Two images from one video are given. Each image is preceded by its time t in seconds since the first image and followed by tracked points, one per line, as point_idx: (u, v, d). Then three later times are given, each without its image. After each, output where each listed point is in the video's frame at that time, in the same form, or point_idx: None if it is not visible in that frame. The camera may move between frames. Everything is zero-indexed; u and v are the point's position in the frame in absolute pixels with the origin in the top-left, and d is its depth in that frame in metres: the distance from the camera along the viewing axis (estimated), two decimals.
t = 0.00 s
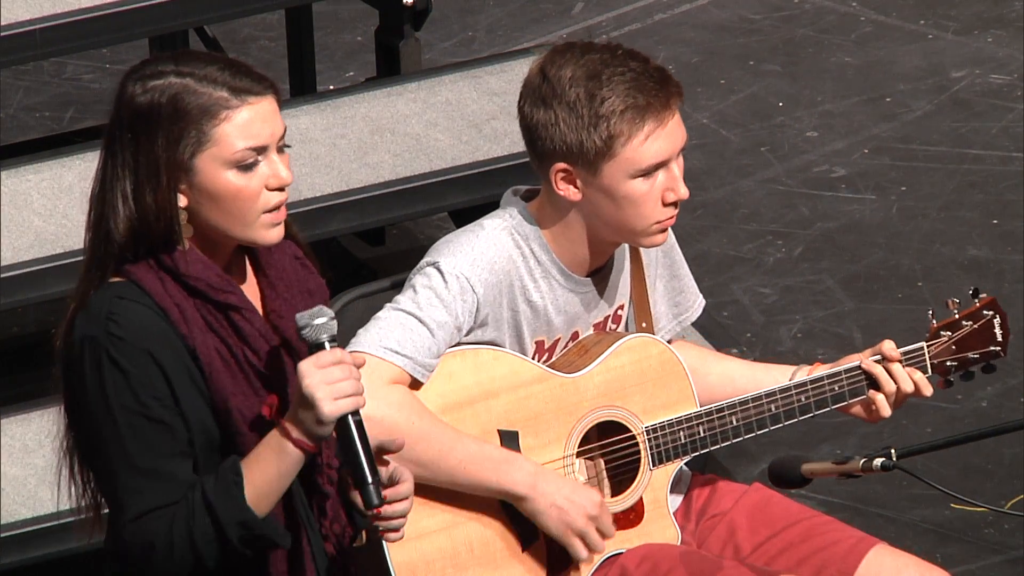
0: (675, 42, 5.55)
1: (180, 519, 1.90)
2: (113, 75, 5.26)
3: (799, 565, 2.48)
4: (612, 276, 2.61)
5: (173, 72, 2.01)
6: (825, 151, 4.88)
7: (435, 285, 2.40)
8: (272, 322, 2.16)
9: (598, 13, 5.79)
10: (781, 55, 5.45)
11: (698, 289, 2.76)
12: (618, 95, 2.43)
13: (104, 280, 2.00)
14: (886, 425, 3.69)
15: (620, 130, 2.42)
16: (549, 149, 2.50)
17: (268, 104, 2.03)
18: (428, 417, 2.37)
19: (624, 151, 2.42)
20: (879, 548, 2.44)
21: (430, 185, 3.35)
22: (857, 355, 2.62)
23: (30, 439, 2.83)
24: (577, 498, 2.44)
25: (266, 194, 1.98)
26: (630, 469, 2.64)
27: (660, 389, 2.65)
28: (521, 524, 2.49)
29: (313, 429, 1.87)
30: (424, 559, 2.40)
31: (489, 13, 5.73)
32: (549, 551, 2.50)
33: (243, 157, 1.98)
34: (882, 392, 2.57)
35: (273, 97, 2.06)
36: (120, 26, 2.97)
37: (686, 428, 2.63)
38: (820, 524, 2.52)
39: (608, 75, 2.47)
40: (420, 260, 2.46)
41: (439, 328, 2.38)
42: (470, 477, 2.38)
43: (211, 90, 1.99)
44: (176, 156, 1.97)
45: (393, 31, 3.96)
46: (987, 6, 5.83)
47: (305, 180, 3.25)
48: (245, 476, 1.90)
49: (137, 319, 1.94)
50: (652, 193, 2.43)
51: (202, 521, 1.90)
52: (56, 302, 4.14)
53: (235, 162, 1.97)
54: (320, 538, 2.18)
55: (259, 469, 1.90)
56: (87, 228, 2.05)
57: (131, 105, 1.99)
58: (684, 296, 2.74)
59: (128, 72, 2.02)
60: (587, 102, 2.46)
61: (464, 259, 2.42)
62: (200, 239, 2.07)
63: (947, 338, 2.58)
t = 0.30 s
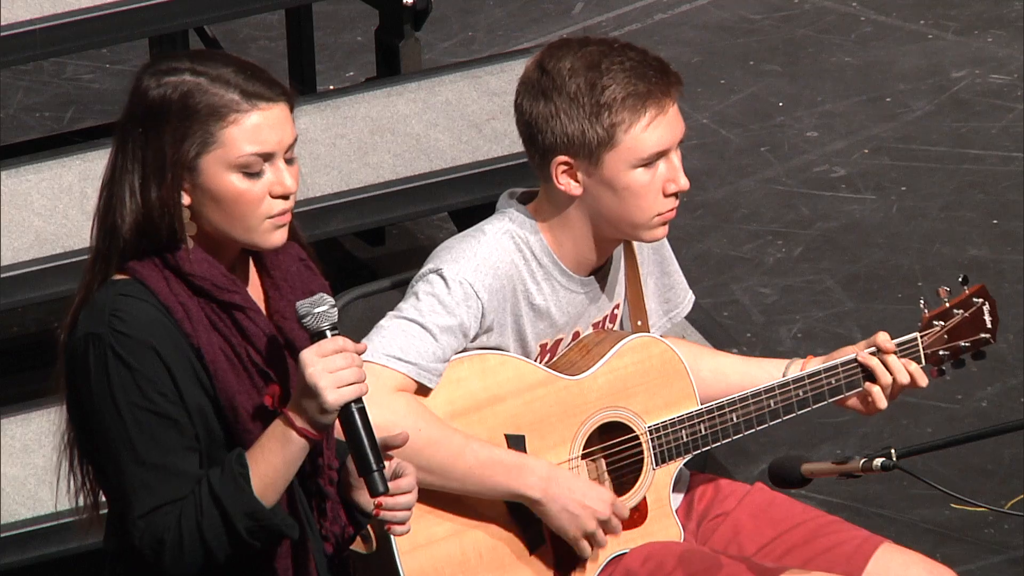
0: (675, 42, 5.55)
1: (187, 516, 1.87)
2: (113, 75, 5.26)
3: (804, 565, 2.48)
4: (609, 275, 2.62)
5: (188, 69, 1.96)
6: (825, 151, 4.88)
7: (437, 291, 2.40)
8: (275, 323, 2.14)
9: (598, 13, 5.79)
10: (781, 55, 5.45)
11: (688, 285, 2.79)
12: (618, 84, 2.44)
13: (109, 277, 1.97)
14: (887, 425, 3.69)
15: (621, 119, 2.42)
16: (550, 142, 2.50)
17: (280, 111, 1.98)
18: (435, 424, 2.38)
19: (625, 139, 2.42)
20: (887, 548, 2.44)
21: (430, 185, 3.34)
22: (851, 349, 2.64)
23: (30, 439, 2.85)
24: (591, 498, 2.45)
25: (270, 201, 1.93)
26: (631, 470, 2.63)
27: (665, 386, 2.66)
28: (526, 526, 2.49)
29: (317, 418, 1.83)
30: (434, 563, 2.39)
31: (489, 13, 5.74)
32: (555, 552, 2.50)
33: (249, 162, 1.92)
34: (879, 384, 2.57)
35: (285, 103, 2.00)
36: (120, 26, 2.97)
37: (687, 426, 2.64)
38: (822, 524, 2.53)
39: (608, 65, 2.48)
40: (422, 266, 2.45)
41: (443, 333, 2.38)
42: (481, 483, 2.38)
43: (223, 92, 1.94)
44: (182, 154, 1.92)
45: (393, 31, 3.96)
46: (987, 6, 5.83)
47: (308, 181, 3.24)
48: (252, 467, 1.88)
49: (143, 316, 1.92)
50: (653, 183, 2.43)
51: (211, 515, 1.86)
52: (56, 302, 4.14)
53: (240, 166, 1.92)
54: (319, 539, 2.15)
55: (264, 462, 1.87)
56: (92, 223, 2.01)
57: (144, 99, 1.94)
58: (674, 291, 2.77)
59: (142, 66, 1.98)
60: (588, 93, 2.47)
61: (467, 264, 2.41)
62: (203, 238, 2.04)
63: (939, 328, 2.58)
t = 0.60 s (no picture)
0: (675, 42, 5.55)
1: (186, 512, 1.87)
2: (113, 75, 5.26)
3: (803, 565, 2.48)
4: (610, 279, 2.62)
5: (203, 72, 1.97)
6: (825, 151, 4.88)
7: (434, 291, 2.40)
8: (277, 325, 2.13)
9: (598, 13, 5.79)
10: (781, 55, 5.45)
11: (693, 286, 2.77)
12: (623, 89, 2.44)
13: (110, 274, 1.97)
14: (887, 425, 3.69)
15: (627, 125, 2.42)
16: (553, 145, 2.50)
17: (290, 122, 1.97)
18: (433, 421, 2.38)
19: (630, 144, 2.42)
20: (886, 546, 2.44)
21: (429, 186, 3.35)
22: (853, 351, 2.64)
23: (30, 440, 2.82)
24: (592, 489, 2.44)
25: (271, 211, 1.93)
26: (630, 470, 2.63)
27: (665, 386, 2.66)
28: (524, 525, 2.49)
29: (316, 412, 1.84)
30: (430, 562, 2.39)
31: (489, 13, 5.74)
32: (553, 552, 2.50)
33: (253, 170, 1.92)
34: (880, 386, 2.59)
35: (298, 115, 2.00)
36: (120, 26, 2.97)
37: (687, 428, 2.64)
38: (821, 523, 2.52)
39: (612, 69, 2.48)
40: (420, 266, 2.46)
41: (439, 332, 2.38)
42: (479, 475, 2.39)
43: (234, 98, 1.94)
44: (188, 155, 1.92)
45: (393, 31, 3.96)
46: (987, 6, 5.83)
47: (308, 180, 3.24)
48: (250, 459, 1.87)
49: (143, 315, 1.91)
50: (656, 187, 2.43)
51: (210, 514, 1.86)
52: (56, 302, 4.15)
53: (244, 174, 1.92)
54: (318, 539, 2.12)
55: (263, 455, 1.87)
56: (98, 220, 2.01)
57: (158, 98, 1.96)
58: (678, 292, 2.76)
59: (159, 66, 1.99)
60: (593, 98, 2.46)
61: (464, 264, 2.41)
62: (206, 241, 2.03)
63: (942, 330, 2.59)
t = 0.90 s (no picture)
0: (675, 42, 5.55)
1: (183, 512, 1.87)
2: (113, 75, 5.26)
3: (801, 565, 2.48)
4: (609, 272, 2.61)
5: (208, 73, 1.97)
6: (825, 151, 4.88)
7: (431, 290, 2.40)
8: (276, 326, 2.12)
9: (598, 13, 5.79)
10: (781, 55, 5.45)
11: (693, 286, 2.77)
12: (659, 100, 2.45)
13: (109, 274, 1.97)
14: (887, 425, 3.69)
15: (663, 135, 2.44)
16: (586, 159, 2.46)
17: (291, 126, 1.96)
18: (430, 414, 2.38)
19: (666, 155, 2.44)
20: (885, 546, 2.44)
21: (430, 185, 3.34)
22: (854, 351, 2.64)
23: (31, 440, 2.84)
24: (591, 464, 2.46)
25: (267, 214, 1.93)
26: (630, 471, 2.62)
27: (664, 385, 2.66)
28: (522, 525, 2.48)
29: (311, 409, 1.83)
30: (428, 562, 2.39)
31: (489, 13, 5.74)
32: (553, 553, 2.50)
33: (251, 172, 1.92)
34: (881, 388, 2.59)
35: (300, 119, 1.99)
36: (120, 26, 2.97)
37: (687, 428, 2.64)
38: (821, 523, 2.53)
39: (643, 82, 2.48)
40: (418, 265, 2.45)
41: (436, 330, 2.38)
42: (477, 466, 2.38)
43: (236, 100, 1.94)
44: (187, 155, 1.92)
45: (392, 31, 3.96)
46: (986, 6, 5.83)
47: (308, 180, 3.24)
48: (245, 459, 1.87)
49: (141, 315, 1.91)
50: (679, 191, 2.48)
51: (207, 514, 1.86)
52: (57, 302, 4.14)
53: (242, 176, 1.91)
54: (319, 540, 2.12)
55: (257, 455, 1.86)
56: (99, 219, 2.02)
57: (161, 97, 1.96)
58: (679, 292, 2.76)
59: (163, 65, 1.99)
60: (631, 113, 2.45)
61: (461, 263, 2.41)
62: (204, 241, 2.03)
63: (944, 332, 2.59)
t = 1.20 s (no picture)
0: (675, 42, 5.55)
1: (173, 513, 1.87)
2: (113, 75, 5.26)
3: (805, 564, 2.49)
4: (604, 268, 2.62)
5: (203, 73, 1.96)
6: (825, 151, 4.88)
7: (428, 288, 2.39)
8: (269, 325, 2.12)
9: (598, 13, 5.79)
10: (781, 55, 5.45)
11: (688, 281, 2.78)
12: (671, 106, 2.46)
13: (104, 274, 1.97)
14: (887, 425, 3.69)
15: (674, 142, 2.45)
16: (597, 165, 2.46)
17: (284, 130, 1.96)
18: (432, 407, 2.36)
19: (676, 161, 2.45)
20: (886, 546, 2.45)
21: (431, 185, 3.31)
22: (850, 346, 2.65)
23: (30, 440, 2.90)
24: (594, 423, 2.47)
25: (259, 216, 1.92)
26: (631, 467, 2.62)
27: (664, 383, 2.66)
28: (527, 524, 2.48)
29: (298, 408, 1.83)
30: (434, 562, 2.39)
31: (489, 13, 5.73)
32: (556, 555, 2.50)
33: (242, 175, 1.91)
34: (877, 381, 2.60)
35: (293, 123, 1.99)
36: (119, 26, 2.96)
37: (687, 424, 2.63)
38: (821, 523, 2.53)
39: (653, 88, 2.48)
40: (417, 266, 2.45)
41: (434, 328, 2.37)
42: (486, 449, 2.38)
43: (230, 103, 1.93)
44: (179, 156, 1.91)
45: (393, 31, 3.96)
46: (986, 6, 5.83)
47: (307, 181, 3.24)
48: (233, 458, 1.87)
49: (134, 316, 1.91)
50: (684, 195, 2.50)
51: (196, 515, 1.86)
52: (57, 302, 4.14)
53: (234, 179, 1.91)
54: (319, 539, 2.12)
55: (246, 452, 1.86)
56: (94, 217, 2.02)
57: (156, 96, 1.96)
58: (674, 288, 2.76)
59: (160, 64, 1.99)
60: (642, 119, 2.45)
61: (458, 262, 2.42)
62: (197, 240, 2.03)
63: (938, 325, 2.60)
